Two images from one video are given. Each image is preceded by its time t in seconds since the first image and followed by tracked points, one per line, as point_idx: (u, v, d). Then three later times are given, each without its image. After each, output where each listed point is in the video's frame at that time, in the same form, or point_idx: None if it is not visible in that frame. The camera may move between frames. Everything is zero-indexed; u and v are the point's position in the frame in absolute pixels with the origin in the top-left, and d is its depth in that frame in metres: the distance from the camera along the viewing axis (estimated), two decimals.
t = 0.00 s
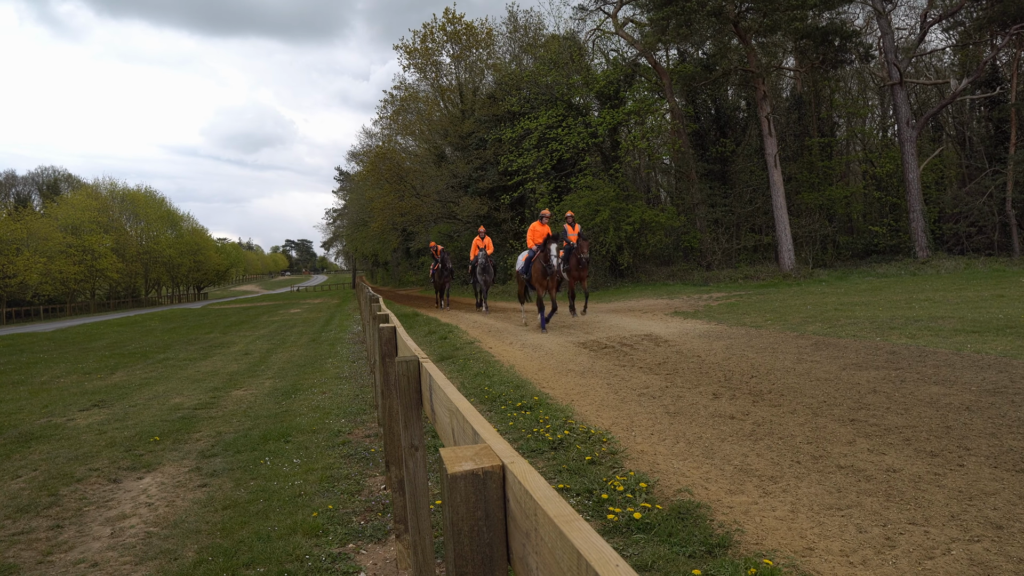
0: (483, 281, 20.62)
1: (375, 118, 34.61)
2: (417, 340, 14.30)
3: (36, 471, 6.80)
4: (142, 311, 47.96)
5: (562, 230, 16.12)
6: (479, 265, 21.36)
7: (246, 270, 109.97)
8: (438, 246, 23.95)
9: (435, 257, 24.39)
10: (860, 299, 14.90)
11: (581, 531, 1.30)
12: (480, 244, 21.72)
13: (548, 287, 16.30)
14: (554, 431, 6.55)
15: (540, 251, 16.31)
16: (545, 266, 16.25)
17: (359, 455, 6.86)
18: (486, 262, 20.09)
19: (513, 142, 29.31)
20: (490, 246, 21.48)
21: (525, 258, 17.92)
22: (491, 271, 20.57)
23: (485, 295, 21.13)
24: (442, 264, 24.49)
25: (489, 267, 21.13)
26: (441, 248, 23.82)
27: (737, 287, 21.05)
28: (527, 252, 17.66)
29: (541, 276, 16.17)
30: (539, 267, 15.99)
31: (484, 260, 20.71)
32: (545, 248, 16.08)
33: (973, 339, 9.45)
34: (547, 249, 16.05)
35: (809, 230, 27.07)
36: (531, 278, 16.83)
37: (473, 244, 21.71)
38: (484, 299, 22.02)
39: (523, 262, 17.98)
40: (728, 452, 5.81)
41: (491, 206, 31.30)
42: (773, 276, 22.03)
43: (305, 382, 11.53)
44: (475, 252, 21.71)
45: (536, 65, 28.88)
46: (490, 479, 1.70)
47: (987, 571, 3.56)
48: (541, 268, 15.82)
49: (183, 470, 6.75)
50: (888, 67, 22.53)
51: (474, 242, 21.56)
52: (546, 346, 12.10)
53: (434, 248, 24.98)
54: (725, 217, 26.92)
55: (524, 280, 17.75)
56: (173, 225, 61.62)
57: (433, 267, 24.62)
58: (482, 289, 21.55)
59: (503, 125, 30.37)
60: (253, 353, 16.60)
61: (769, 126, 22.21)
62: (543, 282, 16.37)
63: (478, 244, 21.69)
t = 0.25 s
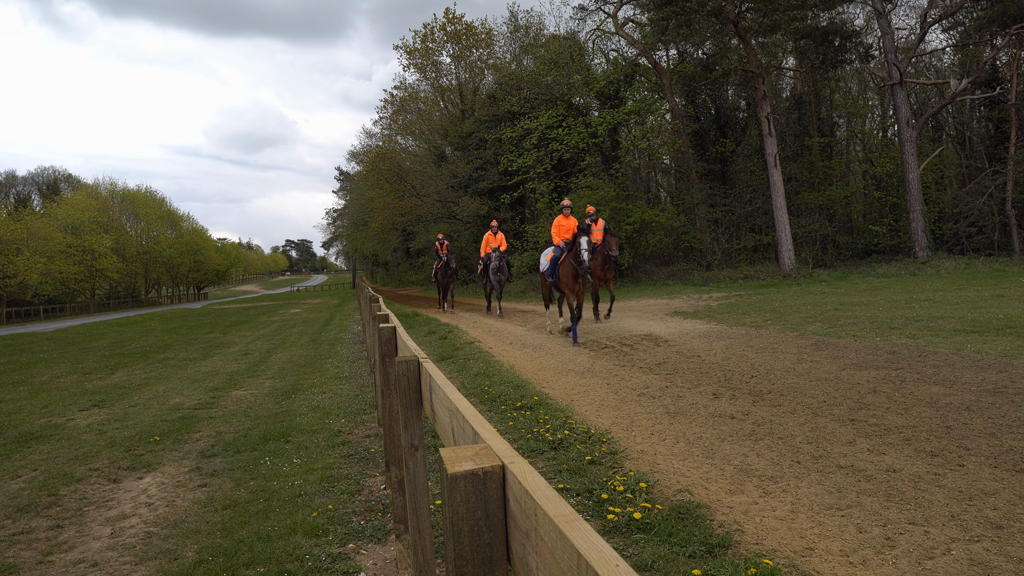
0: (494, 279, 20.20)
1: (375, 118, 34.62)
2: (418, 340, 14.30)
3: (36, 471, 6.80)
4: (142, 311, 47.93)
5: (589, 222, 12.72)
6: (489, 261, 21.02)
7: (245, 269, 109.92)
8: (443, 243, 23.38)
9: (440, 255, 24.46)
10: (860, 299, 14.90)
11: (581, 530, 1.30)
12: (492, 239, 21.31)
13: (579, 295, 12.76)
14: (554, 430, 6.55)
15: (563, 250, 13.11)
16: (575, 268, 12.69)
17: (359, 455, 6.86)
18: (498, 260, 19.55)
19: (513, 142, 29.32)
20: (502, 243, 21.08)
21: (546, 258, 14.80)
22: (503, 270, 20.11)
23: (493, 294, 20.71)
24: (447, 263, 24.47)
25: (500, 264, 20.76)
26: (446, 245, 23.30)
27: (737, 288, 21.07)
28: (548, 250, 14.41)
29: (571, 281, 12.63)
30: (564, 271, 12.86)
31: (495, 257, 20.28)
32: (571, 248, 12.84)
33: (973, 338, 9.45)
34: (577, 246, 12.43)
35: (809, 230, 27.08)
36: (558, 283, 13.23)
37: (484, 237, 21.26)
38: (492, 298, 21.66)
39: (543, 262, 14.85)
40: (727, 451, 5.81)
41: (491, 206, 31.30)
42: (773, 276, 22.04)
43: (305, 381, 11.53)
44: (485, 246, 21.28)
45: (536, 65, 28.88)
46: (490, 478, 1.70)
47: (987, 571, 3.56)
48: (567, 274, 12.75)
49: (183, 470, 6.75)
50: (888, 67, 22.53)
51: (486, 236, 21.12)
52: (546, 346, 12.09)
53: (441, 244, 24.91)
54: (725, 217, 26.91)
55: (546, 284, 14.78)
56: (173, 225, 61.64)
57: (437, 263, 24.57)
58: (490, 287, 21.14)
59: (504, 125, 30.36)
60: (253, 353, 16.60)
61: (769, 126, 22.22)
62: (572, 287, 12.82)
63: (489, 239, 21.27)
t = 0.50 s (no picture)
0: (509, 281, 18.86)
1: (375, 118, 34.63)
2: (417, 340, 14.30)
3: (36, 471, 6.80)
4: (142, 311, 47.91)
5: (639, 218, 11.06)
6: (505, 260, 19.76)
7: (246, 270, 110.05)
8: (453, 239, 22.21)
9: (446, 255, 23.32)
10: (860, 299, 14.91)
11: (581, 531, 1.30)
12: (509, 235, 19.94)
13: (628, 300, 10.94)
14: (554, 430, 6.55)
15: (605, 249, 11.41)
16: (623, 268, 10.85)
17: (359, 455, 6.86)
18: (516, 261, 18.24)
19: (513, 142, 29.32)
20: (520, 242, 19.74)
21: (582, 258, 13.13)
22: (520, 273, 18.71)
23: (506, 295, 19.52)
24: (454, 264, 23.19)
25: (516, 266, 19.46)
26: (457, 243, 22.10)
27: (737, 287, 21.07)
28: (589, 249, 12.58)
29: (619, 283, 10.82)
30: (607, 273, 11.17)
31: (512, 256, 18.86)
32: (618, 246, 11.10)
33: (972, 338, 9.46)
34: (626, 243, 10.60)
35: (808, 230, 27.08)
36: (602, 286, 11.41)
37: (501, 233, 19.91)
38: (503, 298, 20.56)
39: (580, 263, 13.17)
40: (727, 452, 5.81)
41: (491, 206, 31.30)
42: (773, 276, 22.04)
43: (305, 381, 11.54)
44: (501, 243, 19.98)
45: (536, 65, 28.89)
46: (490, 478, 1.70)
47: (987, 571, 3.56)
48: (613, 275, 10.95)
49: (182, 471, 6.74)
50: (888, 67, 22.53)
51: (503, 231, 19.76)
52: (546, 346, 12.09)
53: (449, 243, 24.41)
54: (725, 217, 26.91)
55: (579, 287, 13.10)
56: (173, 225, 61.69)
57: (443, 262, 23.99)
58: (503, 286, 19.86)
59: (504, 125, 30.36)
60: (253, 353, 16.59)
61: (769, 126, 22.23)
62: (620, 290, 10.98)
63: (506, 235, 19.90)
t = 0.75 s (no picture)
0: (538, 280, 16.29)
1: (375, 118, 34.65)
2: (418, 340, 14.29)
3: (36, 471, 6.80)
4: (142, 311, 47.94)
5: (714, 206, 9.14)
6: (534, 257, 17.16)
7: (246, 270, 110.05)
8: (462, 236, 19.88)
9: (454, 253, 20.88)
10: (860, 299, 14.90)
11: (581, 531, 1.30)
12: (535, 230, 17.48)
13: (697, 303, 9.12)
14: (554, 430, 6.54)
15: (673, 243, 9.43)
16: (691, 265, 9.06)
17: (359, 455, 6.85)
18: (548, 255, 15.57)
19: (513, 142, 29.32)
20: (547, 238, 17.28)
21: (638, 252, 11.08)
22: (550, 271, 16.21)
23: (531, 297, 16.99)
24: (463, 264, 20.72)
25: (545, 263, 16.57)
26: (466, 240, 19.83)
27: (738, 287, 21.07)
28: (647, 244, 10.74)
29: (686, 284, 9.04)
30: (676, 272, 9.21)
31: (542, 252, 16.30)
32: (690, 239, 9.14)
33: (972, 339, 9.46)
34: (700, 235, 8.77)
35: (808, 230, 27.07)
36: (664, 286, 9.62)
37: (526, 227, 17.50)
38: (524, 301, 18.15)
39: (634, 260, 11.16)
40: (727, 451, 5.81)
41: (491, 206, 31.28)
42: (773, 276, 22.02)
43: (305, 381, 11.54)
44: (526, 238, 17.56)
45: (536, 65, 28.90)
46: (490, 478, 1.70)
47: (987, 571, 3.56)
48: (679, 273, 9.14)
49: (182, 471, 6.74)
50: (888, 67, 22.52)
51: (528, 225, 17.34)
52: (547, 346, 12.08)
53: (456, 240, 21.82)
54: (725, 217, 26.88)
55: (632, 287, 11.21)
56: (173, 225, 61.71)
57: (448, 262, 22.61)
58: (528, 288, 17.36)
59: (504, 125, 30.35)
60: (253, 353, 16.59)
61: (769, 126, 22.23)
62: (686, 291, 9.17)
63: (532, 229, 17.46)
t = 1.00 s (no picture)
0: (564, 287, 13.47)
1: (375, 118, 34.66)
2: (418, 339, 14.30)
3: (36, 471, 6.80)
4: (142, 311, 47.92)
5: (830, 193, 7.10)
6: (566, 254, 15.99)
7: (246, 270, 110.06)
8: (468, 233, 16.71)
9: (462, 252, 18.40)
10: (860, 299, 14.90)
11: (581, 531, 1.30)
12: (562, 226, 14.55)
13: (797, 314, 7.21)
14: (554, 430, 6.55)
15: (770, 234, 7.57)
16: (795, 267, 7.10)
17: (359, 455, 6.85)
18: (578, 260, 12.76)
19: (513, 142, 29.32)
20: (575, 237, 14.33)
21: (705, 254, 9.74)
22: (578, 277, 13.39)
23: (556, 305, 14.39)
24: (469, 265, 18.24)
25: (578, 260, 15.40)
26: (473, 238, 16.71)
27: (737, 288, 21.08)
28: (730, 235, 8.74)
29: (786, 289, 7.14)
30: (772, 268, 7.28)
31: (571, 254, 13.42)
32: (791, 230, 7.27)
33: (972, 339, 9.46)
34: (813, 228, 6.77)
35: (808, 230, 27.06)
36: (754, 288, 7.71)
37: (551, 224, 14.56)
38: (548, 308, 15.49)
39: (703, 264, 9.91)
40: (727, 452, 5.81)
41: (491, 206, 31.27)
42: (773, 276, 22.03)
43: (306, 381, 11.54)
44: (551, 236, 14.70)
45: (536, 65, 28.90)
46: (490, 479, 1.70)
47: (987, 571, 3.55)
48: (779, 275, 7.22)
49: (182, 471, 6.74)
50: (888, 67, 22.51)
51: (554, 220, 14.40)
52: (547, 347, 12.08)
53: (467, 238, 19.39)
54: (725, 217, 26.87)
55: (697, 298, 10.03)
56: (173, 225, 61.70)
57: (454, 261, 19.60)
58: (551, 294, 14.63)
59: (504, 125, 30.35)
60: (253, 353, 16.59)
61: (769, 126, 22.24)
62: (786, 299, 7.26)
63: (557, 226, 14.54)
